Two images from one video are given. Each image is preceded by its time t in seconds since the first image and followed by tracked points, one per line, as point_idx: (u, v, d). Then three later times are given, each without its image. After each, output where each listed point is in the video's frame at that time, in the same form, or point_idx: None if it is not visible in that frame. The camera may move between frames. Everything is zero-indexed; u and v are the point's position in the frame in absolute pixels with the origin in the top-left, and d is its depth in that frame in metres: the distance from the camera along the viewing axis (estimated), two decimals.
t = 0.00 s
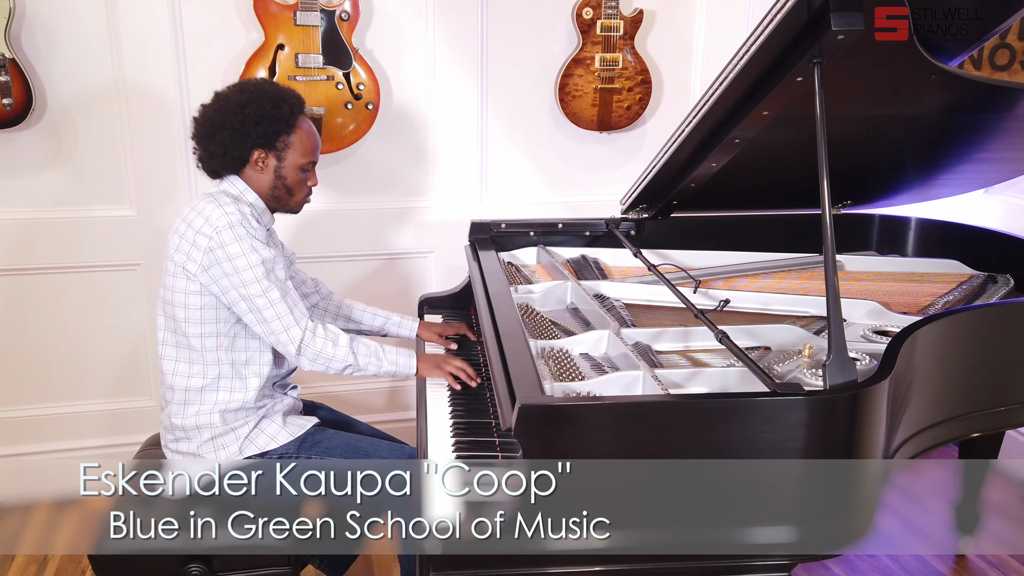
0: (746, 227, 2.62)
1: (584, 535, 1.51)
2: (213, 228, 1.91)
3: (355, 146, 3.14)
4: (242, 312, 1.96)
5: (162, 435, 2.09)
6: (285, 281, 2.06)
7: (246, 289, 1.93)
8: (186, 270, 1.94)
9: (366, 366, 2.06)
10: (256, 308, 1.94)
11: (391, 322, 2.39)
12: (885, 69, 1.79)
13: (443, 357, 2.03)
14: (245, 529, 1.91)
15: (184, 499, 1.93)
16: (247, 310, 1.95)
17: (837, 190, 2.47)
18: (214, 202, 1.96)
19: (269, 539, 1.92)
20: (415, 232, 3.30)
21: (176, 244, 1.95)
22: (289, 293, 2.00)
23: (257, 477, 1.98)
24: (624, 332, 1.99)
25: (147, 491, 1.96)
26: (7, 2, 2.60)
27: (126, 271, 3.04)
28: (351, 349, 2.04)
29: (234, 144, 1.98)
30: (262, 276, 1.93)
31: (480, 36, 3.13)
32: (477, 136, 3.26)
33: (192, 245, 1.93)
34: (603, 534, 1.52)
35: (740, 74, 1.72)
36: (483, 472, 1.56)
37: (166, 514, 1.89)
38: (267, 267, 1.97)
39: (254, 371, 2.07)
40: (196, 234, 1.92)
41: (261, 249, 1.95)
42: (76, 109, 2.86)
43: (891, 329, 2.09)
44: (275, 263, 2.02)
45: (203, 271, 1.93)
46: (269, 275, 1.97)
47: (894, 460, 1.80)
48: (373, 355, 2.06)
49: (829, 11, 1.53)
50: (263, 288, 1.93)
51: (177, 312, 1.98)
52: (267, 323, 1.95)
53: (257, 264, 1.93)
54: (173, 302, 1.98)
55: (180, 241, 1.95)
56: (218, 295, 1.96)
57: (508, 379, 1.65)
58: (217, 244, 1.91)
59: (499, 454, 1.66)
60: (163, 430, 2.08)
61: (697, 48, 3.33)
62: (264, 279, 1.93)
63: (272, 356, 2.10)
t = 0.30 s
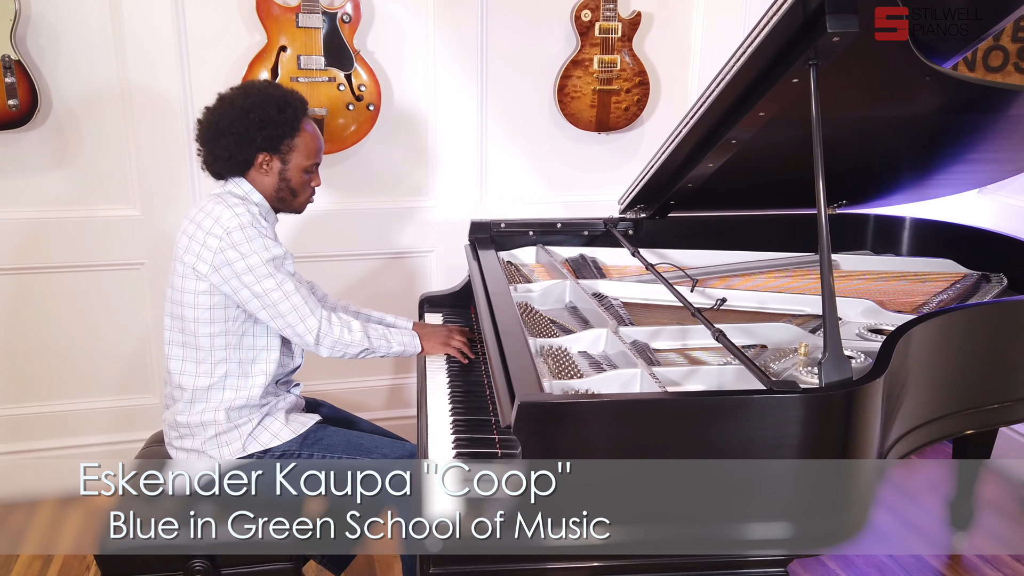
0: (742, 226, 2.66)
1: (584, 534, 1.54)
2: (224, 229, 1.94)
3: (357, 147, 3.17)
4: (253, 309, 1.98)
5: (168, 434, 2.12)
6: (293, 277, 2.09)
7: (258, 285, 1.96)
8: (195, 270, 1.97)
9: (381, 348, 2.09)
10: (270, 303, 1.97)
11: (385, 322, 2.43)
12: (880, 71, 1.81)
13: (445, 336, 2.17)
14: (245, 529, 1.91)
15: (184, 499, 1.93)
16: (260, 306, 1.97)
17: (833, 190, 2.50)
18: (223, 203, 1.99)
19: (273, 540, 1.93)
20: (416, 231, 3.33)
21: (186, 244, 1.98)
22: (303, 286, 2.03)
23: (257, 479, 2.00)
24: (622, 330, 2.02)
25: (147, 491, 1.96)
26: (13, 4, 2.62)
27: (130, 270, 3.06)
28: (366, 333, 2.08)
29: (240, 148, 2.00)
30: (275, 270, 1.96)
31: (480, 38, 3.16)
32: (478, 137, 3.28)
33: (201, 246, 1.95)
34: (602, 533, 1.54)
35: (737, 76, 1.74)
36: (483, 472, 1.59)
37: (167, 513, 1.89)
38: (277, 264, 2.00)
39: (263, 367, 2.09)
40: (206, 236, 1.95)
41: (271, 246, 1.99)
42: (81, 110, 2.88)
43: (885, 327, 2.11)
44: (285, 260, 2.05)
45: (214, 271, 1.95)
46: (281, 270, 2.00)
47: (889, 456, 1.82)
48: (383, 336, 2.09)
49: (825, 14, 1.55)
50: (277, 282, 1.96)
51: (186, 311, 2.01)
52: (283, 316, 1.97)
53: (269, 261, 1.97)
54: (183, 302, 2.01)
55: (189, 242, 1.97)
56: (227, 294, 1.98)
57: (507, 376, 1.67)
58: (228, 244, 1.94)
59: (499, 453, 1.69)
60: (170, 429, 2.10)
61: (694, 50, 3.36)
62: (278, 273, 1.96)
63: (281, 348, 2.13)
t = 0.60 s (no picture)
0: (740, 226, 2.69)
1: (584, 534, 1.56)
2: (227, 229, 1.96)
3: (359, 147, 3.19)
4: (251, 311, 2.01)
5: (170, 429, 2.15)
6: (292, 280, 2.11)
7: (257, 288, 1.98)
8: (198, 269, 1.99)
9: (371, 356, 2.12)
10: (266, 307, 1.99)
11: (386, 321, 2.45)
12: (876, 72, 1.83)
13: (436, 341, 2.13)
14: (245, 529, 1.91)
15: (183, 500, 1.94)
16: (258, 309, 2.00)
17: (829, 190, 2.52)
18: (227, 203, 2.00)
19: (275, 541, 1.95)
20: (417, 230, 3.35)
21: (190, 242, 2.00)
22: (298, 292, 2.06)
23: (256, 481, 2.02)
24: (620, 328, 2.05)
25: (147, 490, 1.97)
26: (19, 7, 2.64)
27: (134, 268, 3.09)
28: (357, 340, 2.11)
29: (248, 147, 2.02)
30: (272, 274, 1.99)
31: (480, 39, 3.18)
32: (478, 137, 3.30)
33: (205, 244, 1.97)
34: (602, 533, 1.56)
35: (734, 77, 1.76)
36: (483, 473, 1.60)
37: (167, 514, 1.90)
38: (277, 267, 2.02)
39: (263, 367, 2.12)
40: (210, 234, 1.97)
41: (272, 248, 2.01)
42: (86, 111, 2.91)
43: (880, 326, 2.14)
44: (285, 262, 2.07)
45: (216, 270, 1.98)
46: (279, 273, 2.02)
47: (884, 452, 1.84)
48: (374, 343, 2.13)
49: (821, 16, 1.57)
50: (274, 287, 1.98)
51: (188, 309, 2.03)
52: (278, 320, 2.00)
53: (268, 263, 1.99)
54: (186, 300, 2.03)
55: (193, 240, 1.99)
56: (228, 293, 2.01)
57: (507, 373, 1.70)
58: (231, 244, 1.96)
59: (499, 451, 1.71)
60: (171, 424, 2.12)
61: (691, 51, 3.38)
62: (275, 278, 1.98)
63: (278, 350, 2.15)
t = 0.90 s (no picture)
0: (736, 225, 2.71)
1: (584, 534, 1.59)
2: (228, 227, 1.98)
3: (360, 148, 3.22)
4: (253, 308, 2.03)
5: (173, 427, 2.17)
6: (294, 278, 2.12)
7: (258, 285, 2.00)
8: (200, 267, 2.02)
9: (372, 352, 2.15)
10: (268, 304, 2.01)
11: (392, 314, 2.46)
12: (871, 73, 1.86)
13: (435, 338, 2.18)
14: (245, 529, 1.96)
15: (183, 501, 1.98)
16: (259, 306, 2.02)
17: (825, 190, 2.55)
18: (229, 202, 2.03)
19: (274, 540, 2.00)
20: (417, 230, 3.38)
21: (192, 241, 2.02)
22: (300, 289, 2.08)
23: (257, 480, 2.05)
24: (618, 327, 2.07)
25: (147, 490, 2.02)
26: (24, 7, 2.67)
27: (137, 268, 3.11)
28: (358, 337, 2.14)
29: (253, 149, 2.05)
30: (273, 272, 2.01)
31: (479, 41, 3.20)
32: (478, 138, 3.33)
33: (206, 243, 2.00)
34: (602, 532, 1.59)
35: (730, 79, 1.79)
36: (483, 473, 1.62)
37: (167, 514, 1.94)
38: (277, 264, 2.04)
39: (264, 365, 2.14)
40: (211, 233, 1.99)
41: (273, 246, 2.03)
42: (91, 112, 2.93)
43: (875, 324, 2.17)
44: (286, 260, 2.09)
45: (217, 268, 2.00)
46: (280, 271, 2.04)
47: (879, 448, 1.86)
48: (375, 340, 2.15)
49: (816, 18, 1.59)
50: (274, 284, 2.01)
51: (190, 307, 2.05)
52: (279, 317, 2.02)
53: (269, 261, 2.01)
54: (187, 298, 2.05)
55: (195, 239, 2.02)
56: (230, 291, 2.03)
57: (507, 370, 1.72)
58: (232, 242, 1.98)
59: (499, 449, 1.73)
60: (174, 422, 2.15)
61: (688, 52, 3.40)
62: (276, 275, 2.00)
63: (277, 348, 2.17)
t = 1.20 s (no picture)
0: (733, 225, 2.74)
1: (584, 535, 1.61)
2: (228, 220, 2.01)
3: (361, 148, 3.24)
4: (256, 300, 2.05)
5: (178, 426, 2.18)
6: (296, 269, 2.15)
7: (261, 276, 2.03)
8: (203, 262, 2.04)
9: (377, 344, 2.16)
10: (272, 294, 2.04)
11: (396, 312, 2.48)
12: (866, 74, 1.88)
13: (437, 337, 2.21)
14: (244, 529, 2.04)
15: (183, 500, 2.03)
16: (263, 297, 2.04)
17: (821, 190, 2.57)
18: (229, 196, 2.06)
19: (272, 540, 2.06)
20: (418, 229, 3.40)
21: (194, 237, 2.05)
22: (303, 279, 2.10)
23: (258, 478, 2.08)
24: (617, 325, 2.09)
25: (147, 490, 2.07)
26: (29, 9, 2.70)
27: (140, 267, 3.14)
28: (363, 327, 2.16)
29: (253, 149, 2.07)
30: (275, 261, 2.04)
31: (479, 43, 3.23)
32: (478, 139, 3.35)
33: (208, 237, 2.02)
34: (602, 533, 1.61)
35: (727, 80, 1.81)
36: (483, 473, 1.64)
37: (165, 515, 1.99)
38: (279, 255, 2.07)
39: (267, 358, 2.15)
40: (212, 228, 2.02)
41: (273, 237, 2.06)
42: (94, 113, 2.95)
43: (870, 322, 2.19)
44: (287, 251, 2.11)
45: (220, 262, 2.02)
46: (282, 262, 2.07)
47: (874, 446, 1.88)
48: (379, 331, 2.17)
49: (812, 20, 1.61)
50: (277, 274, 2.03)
51: (194, 303, 2.08)
52: (283, 307, 2.04)
53: (270, 252, 2.04)
54: (190, 294, 2.08)
55: (197, 234, 2.04)
56: (232, 284, 2.05)
57: (507, 369, 1.74)
58: (233, 234, 2.01)
59: (499, 448, 1.75)
60: (179, 420, 2.16)
61: (686, 54, 3.43)
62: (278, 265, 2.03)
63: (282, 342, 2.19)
